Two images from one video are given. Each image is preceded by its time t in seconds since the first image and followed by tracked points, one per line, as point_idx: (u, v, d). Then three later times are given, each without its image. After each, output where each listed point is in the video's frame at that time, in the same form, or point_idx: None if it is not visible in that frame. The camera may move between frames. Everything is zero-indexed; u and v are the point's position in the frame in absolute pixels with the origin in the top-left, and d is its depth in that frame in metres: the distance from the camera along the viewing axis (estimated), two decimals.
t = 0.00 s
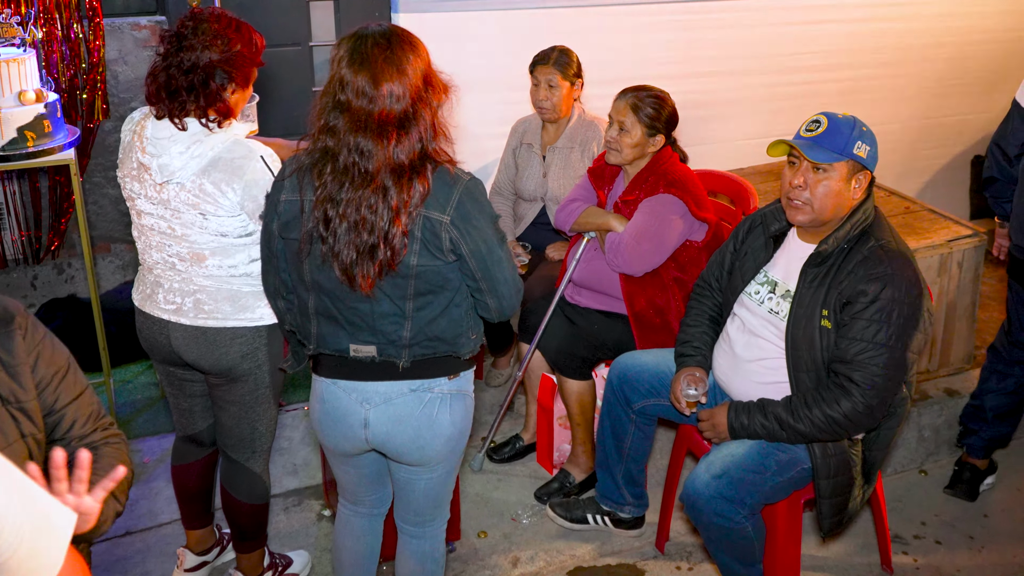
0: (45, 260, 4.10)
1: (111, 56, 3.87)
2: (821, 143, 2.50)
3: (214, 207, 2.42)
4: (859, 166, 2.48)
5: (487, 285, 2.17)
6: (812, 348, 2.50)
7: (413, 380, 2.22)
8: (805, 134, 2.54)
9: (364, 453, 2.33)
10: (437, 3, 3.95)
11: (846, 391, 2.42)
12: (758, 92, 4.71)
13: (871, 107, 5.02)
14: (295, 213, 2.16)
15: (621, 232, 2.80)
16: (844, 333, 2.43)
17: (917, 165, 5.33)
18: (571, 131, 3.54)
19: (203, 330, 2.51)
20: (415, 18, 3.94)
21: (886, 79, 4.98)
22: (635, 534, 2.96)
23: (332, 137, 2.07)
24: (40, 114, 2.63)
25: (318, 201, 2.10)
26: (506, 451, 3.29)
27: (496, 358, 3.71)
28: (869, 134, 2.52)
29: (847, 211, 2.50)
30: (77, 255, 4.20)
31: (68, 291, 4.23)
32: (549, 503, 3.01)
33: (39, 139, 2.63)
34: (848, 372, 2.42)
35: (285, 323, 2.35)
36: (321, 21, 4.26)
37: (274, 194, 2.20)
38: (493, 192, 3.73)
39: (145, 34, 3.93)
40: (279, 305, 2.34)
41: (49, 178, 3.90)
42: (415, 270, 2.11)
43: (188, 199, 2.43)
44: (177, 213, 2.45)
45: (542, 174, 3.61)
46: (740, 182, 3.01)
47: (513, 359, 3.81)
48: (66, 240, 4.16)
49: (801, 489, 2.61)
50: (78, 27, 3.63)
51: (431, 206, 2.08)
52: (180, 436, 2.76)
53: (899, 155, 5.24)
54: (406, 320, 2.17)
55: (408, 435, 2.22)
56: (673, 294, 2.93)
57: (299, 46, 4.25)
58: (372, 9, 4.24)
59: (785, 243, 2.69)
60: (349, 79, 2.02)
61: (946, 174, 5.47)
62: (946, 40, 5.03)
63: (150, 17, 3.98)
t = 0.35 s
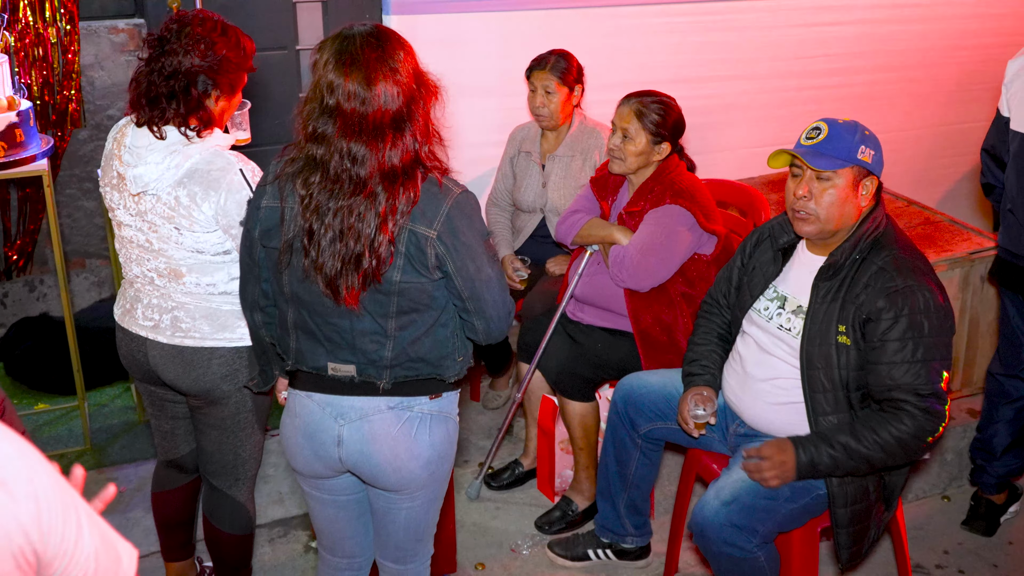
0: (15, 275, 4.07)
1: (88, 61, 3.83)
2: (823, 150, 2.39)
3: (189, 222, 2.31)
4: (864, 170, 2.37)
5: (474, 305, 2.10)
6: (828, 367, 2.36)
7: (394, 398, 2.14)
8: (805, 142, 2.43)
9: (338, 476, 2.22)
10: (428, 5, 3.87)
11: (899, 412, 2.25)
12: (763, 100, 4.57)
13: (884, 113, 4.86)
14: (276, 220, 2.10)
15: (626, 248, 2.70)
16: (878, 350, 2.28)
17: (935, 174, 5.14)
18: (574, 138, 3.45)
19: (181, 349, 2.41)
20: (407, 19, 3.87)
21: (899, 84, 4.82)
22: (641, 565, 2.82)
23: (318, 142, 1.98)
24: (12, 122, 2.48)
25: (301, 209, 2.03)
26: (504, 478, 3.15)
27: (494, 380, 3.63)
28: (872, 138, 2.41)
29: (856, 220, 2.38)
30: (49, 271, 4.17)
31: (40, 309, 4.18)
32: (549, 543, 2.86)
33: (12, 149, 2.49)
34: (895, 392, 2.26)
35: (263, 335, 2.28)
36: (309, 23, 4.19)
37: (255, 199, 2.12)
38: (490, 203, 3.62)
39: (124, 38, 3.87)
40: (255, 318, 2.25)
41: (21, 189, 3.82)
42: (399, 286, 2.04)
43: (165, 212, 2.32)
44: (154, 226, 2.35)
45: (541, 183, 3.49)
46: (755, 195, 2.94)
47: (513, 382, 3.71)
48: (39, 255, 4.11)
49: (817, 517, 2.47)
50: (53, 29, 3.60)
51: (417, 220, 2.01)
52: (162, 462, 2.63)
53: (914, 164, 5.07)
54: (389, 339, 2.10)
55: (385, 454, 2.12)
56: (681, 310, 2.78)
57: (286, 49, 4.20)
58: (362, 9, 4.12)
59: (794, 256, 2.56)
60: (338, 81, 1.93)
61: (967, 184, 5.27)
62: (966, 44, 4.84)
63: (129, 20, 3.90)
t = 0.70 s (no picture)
0: None
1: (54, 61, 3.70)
2: (818, 151, 2.31)
3: (167, 230, 2.16)
4: (865, 167, 2.27)
5: (468, 311, 2.00)
6: (853, 382, 2.22)
7: (378, 415, 1.98)
8: (799, 146, 2.36)
9: (320, 502, 2.06)
10: None
11: (986, 414, 2.11)
12: (768, 101, 4.42)
13: (892, 116, 4.71)
14: (250, 231, 1.95)
15: (627, 256, 2.56)
16: (929, 360, 2.13)
17: (945, 179, 4.98)
18: (570, 142, 3.37)
19: (155, 367, 2.27)
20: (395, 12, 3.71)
21: (908, 84, 4.67)
22: None
23: (294, 147, 1.84)
24: None
25: (279, 218, 1.87)
26: (499, 504, 2.99)
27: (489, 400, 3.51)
28: (871, 136, 2.32)
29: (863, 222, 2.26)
30: (13, 285, 4.01)
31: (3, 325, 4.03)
32: (549, 564, 2.72)
33: None
34: (973, 395, 2.11)
35: (226, 359, 2.15)
36: (289, 19, 4.05)
37: (224, 212, 1.97)
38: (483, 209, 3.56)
39: (93, 36, 3.77)
40: (218, 339, 2.11)
41: None
42: (389, 296, 1.91)
43: (141, 219, 2.16)
44: (128, 235, 2.18)
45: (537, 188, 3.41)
46: (765, 202, 2.82)
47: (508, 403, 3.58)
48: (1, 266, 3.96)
49: (833, 543, 2.33)
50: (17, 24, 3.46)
51: (407, 224, 1.87)
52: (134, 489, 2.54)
53: (924, 168, 4.91)
54: (376, 353, 1.96)
55: (372, 476, 1.96)
56: (688, 323, 2.64)
57: (264, 46, 4.05)
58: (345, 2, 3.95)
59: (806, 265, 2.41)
60: (314, 81, 1.79)
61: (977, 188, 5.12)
62: (975, 39, 4.70)
63: (98, 16, 3.77)
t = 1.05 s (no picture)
0: None
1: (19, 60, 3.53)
2: (824, 150, 2.18)
3: (138, 241, 2.01)
4: (876, 166, 2.13)
5: (452, 320, 1.88)
6: (870, 396, 2.07)
7: (360, 432, 1.86)
8: (805, 146, 2.23)
9: (297, 528, 1.92)
10: None
11: (995, 435, 1.96)
12: (770, 103, 4.28)
13: (897, 117, 4.58)
14: (216, 242, 1.81)
15: (632, 264, 2.42)
16: (943, 371, 1.99)
17: (953, 180, 4.85)
18: (567, 144, 3.24)
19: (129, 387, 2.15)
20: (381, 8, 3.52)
21: (913, 82, 4.55)
22: None
23: (260, 151, 1.72)
24: None
25: (248, 228, 1.74)
26: (493, 531, 2.83)
27: (482, 420, 3.36)
28: (878, 130, 2.18)
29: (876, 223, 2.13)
30: None
31: None
32: None
33: None
34: (983, 412, 1.96)
35: (194, 377, 2.03)
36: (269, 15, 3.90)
37: (187, 222, 1.84)
38: (475, 215, 3.44)
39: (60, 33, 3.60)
40: (180, 357, 1.99)
41: None
42: (368, 307, 1.78)
43: (109, 229, 2.01)
44: (96, 247, 2.03)
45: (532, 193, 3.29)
46: (775, 206, 2.67)
47: (502, 422, 3.43)
48: None
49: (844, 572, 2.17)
50: None
51: (387, 230, 1.76)
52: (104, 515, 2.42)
53: (931, 170, 4.77)
54: (356, 368, 1.83)
55: (354, 500, 1.83)
56: (694, 337, 2.49)
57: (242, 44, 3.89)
58: None
59: (819, 273, 2.27)
60: (281, 81, 1.68)
61: (986, 191, 4.98)
62: (982, 35, 4.58)
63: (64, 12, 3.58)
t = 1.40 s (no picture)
0: None
1: None
2: (813, 155, 2.15)
3: (117, 253, 1.95)
4: (867, 169, 2.08)
5: (433, 333, 1.82)
6: (870, 408, 2.00)
7: (342, 450, 1.81)
8: (796, 155, 2.20)
9: (277, 547, 1.87)
10: None
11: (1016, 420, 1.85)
12: (766, 112, 4.23)
13: (899, 124, 4.51)
14: (190, 256, 1.77)
15: (626, 277, 2.39)
16: (947, 371, 1.92)
17: (957, 188, 4.77)
18: (562, 153, 3.18)
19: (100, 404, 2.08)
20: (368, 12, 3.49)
21: (916, 87, 4.47)
22: None
23: (237, 160, 1.67)
24: None
25: (222, 240, 1.70)
26: (485, 552, 2.76)
27: (474, 438, 3.30)
28: (870, 134, 2.14)
29: (871, 229, 2.08)
30: None
31: None
32: None
33: None
34: (992, 405, 1.87)
35: (170, 398, 1.96)
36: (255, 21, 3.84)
37: (160, 236, 1.78)
38: (467, 227, 3.38)
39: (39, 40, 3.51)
40: (157, 376, 1.93)
41: None
42: (346, 321, 1.73)
43: (89, 239, 1.95)
44: (75, 256, 1.97)
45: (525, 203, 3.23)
46: (777, 216, 2.61)
47: (495, 441, 3.37)
48: None
49: None
50: None
51: (366, 242, 1.71)
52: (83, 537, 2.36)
53: (935, 178, 4.70)
54: (333, 385, 1.78)
55: (336, 518, 1.79)
56: (693, 352, 2.44)
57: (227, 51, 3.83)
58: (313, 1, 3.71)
59: (818, 284, 2.21)
60: (258, 89, 1.64)
61: (993, 199, 4.90)
62: (987, 38, 4.51)
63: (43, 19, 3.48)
